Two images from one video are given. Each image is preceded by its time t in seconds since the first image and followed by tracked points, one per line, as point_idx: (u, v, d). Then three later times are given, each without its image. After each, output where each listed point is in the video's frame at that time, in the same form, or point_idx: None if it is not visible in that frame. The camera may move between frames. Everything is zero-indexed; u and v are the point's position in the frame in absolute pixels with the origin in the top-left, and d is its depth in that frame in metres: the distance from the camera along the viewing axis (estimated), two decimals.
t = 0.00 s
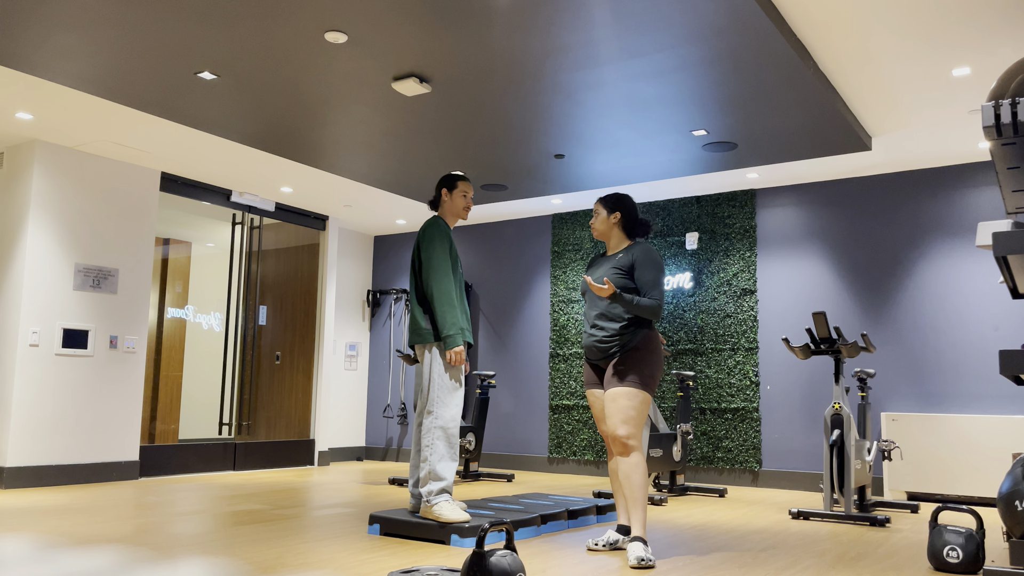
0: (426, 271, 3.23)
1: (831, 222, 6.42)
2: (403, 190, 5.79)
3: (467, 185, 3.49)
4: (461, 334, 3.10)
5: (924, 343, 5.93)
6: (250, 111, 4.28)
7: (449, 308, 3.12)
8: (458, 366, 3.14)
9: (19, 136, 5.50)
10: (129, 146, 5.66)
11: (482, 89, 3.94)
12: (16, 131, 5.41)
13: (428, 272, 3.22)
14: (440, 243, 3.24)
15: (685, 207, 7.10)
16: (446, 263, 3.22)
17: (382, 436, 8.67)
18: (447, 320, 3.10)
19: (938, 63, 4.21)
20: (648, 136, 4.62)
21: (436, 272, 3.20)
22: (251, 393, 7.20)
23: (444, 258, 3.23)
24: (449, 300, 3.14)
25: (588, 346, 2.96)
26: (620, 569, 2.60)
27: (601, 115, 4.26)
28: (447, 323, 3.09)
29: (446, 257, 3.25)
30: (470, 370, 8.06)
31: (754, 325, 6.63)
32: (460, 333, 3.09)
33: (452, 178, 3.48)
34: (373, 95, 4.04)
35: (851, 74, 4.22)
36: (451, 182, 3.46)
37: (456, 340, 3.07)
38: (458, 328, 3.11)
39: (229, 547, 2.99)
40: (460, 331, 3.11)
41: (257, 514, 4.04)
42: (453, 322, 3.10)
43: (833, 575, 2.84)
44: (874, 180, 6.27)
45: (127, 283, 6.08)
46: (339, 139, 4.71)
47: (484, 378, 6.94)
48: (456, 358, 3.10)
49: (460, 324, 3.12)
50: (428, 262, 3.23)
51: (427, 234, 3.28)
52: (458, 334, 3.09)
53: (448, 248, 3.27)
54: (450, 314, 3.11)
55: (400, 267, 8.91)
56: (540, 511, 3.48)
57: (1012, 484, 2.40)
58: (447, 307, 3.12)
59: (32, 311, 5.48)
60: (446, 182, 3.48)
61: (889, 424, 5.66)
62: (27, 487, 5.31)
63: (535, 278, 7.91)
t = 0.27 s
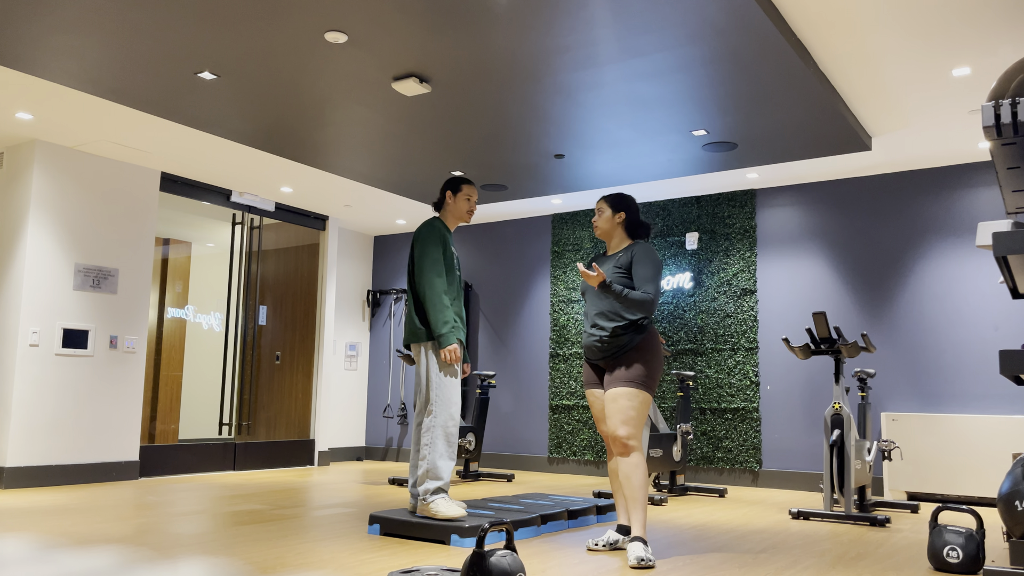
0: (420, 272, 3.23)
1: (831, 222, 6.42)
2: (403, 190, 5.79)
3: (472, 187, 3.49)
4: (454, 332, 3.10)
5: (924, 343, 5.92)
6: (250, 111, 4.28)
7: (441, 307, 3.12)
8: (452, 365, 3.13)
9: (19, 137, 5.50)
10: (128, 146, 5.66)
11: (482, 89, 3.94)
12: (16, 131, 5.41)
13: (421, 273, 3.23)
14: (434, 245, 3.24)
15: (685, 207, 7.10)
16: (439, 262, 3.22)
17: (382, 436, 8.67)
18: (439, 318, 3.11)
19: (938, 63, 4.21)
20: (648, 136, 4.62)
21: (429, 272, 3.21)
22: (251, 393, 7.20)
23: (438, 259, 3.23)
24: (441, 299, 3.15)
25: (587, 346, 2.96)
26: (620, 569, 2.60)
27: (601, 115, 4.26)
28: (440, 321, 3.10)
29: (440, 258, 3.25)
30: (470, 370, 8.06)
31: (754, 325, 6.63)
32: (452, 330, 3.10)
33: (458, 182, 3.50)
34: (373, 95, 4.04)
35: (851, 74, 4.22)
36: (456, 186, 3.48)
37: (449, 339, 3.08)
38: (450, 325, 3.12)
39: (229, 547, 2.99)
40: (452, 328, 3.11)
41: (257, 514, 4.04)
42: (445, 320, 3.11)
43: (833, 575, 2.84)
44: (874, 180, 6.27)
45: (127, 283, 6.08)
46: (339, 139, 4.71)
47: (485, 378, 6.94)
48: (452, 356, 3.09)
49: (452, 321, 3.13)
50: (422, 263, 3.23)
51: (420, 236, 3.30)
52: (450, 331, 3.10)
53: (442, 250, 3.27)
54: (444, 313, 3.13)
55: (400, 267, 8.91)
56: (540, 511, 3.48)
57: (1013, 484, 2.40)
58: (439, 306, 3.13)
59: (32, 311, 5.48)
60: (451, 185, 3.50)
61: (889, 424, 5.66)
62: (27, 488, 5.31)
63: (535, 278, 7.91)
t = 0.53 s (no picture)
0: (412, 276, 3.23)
1: (831, 222, 6.42)
2: (403, 190, 5.79)
3: (471, 186, 3.49)
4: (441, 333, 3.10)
5: (924, 343, 5.93)
6: (250, 111, 4.28)
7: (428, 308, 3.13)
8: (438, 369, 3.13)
9: (19, 137, 5.50)
10: (128, 146, 5.66)
11: (482, 89, 3.94)
12: (16, 131, 5.41)
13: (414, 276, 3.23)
14: (426, 249, 3.23)
15: (685, 207, 7.10)
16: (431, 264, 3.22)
17: (382, 436, 8.67)
18: (427, 321, 3.11)
19: (938, 63, 4.21)
20: (648, 136, 4.62)
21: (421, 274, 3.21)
22: (251, 393, 7.20)
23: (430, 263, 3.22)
24: (431, 301, 3.15)
25: (588, 345, 2.98)
26: (620, 569, 2.60)
27: (601, 115, 4.26)
28: (428, 323, 3.11)
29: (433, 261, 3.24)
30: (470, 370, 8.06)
31: (754, 325, 6.63)
32: (440, 332, 3.10)
33: (456, 180, 3.50)
34: (374, 95, 4.04)
35: (851, 74, 4.23)
36: (454, 184, 3.47)
37: (436, 340, 3.07)
38: (439, 328, 3.11)
39: (229, 547, 2.99)
40: (439, 331, 3.11)
41: (257, 514, 4.04)
42: (433, 322, 3.11)
43: (833, 575, 2.85)
44: (874, 180, 6.27)
45: (127, 282, 6.08)
46: (339, 139, 4.71)
47: (484, 378, 6.95)
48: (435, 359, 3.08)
49: (439, 324, 3.12)
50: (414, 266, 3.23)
51: (414, 239, 3.28)
52: (438, 334, 3.09)
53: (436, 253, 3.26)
54: (432, 316, 3.12)
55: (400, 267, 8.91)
56: (540, 511, 3.48)
57: (1012, 484, 2.40)
58: (428, 309, 3.13)
59: (32, 311, 5.48)
60: (449, 184, 3.50)
61: (889, 424, 5.67)
62: (27, 488, 5.31)
63: (535, 278, 7.92)
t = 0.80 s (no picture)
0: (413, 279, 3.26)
1: (831, 222, 6.42)
2: (403, 190, 5.79)
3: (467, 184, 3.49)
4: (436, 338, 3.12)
5: (924, 342, 5.93)
6: (250, 111, 4.28)
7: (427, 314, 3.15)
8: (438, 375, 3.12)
9: (19, 137, 5.50)
10: (128, 146, 5.66)
11: (482, 89, 3.94)
12: (16, 132, 5.41)
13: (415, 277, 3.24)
14: (427, 249, 3.25)
15: (685, 207, 7.10)
16: (431, 264, 3.23)
17: (382, 436, 8.67)
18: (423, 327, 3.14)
19: (938, 63, 4.21)
20: (648, 136, 4.62)
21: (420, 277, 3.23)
22: (251, 393, 7.20)
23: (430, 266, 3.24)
24: (427, 305, 3.17)
25: (588, 346, 2.96)
26: (620, 569, 2.60)
27: (601, 115, 4.26)
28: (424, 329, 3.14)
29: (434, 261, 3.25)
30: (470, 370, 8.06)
31: (754, 325, 6.63)
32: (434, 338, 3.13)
33: (452, 178, 3.49)
34: (374, 95, 4.04)
35: (850, 74, 4.23)
36: (448, 182, 3.47)
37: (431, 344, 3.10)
38: (434, 334, 3.14)
39: (229, 547, 2.99)
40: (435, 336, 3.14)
41: (257, 514, 4.04)
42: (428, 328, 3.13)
43: (833, 575, 2.85)
44: (874, 180, 6.27)
45: (127, 282, 6.08)
46: (339, 139, 4.71)
47: (484, 378, 6.95)
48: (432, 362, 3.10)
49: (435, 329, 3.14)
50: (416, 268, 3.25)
51: (414, 241, 3.30)
52: (433, 339, 3.12)
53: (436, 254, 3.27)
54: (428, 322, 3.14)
55: (400, 267, 8.91)
56: (540, 511, 3.48)
57: (1012, 484, 2.40)
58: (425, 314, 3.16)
59: (32, 311, 5.48)
60: (444, 182, 3.49)
61: (889, 424, 5.67)
62: (28, 487, 5.31)
63: (535, 278, 7.92)
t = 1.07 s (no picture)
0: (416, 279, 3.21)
1: (831, 221, 6.42)
2: (402, 190, 5.79)
3: (460, 180, 3.49)
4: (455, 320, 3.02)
5: (924, 342, 5.93)
6: (250, 111, 4.29)
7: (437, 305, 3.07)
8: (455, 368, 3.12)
9: (19, 137, 5.50)
10: (128, 146, 5.65)
11: (482, 89, 3.93)
12: (16, 131, 5.41)
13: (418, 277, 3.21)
14: (427, 246, 3.24)
15: (685, 207, 7.10)
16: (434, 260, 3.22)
17: (382, 436, 8.67)
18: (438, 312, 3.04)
19: (938, 62, 4.21)
20: (648, 136, 4.62)
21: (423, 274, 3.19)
22: (251, 393, 7.20)
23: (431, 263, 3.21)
24: (434, 294, 3.11)
25: (590, 347, 2.96)
26: (620, 569, 2.60)
27: (601, 115, 4.26)
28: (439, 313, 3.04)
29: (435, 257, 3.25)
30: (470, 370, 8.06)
31: (754, 325, 6.63)
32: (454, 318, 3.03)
33: (446, 176, 3.49)
34: (373, 95, 4.04)
35: (851, 74, 4.23)
36: (444, 180, 3.47)
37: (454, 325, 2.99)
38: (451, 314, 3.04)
39: (229, 547, 2.99)
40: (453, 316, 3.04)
41: (257, 514, 4.04)
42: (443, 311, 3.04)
43: (833, 575, 2.85)
44: (874, 180, 6.27)
45: (127, 282, 6.08)
46: (339, 139, 4.71)
47: (485, 378, 6.95)
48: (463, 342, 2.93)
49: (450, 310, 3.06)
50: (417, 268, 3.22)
51: (413, 240, 3.29)
52: (452, 319, 3.02)
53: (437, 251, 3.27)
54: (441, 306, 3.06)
55: (400, 267, 8.91)
56: (540, 511, 3.48)
57: (1012, 484, 2.40)
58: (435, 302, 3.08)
59: (32, 311, 5.48)
60: (439, 180, 3.48)
61: (889, 424, 5.67)
62: (28, 487, 5.31)
63: (535, 278, 7.91)
